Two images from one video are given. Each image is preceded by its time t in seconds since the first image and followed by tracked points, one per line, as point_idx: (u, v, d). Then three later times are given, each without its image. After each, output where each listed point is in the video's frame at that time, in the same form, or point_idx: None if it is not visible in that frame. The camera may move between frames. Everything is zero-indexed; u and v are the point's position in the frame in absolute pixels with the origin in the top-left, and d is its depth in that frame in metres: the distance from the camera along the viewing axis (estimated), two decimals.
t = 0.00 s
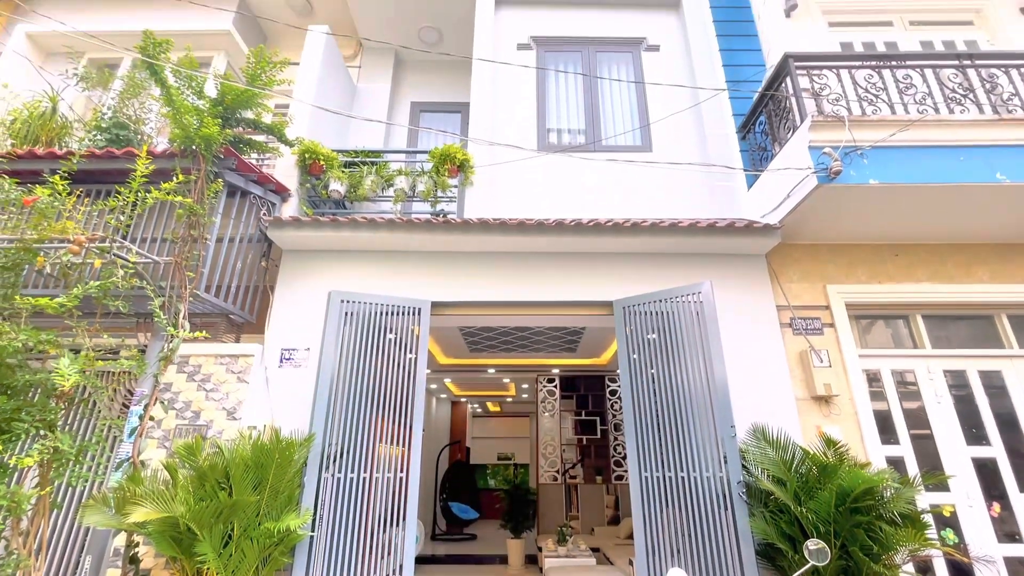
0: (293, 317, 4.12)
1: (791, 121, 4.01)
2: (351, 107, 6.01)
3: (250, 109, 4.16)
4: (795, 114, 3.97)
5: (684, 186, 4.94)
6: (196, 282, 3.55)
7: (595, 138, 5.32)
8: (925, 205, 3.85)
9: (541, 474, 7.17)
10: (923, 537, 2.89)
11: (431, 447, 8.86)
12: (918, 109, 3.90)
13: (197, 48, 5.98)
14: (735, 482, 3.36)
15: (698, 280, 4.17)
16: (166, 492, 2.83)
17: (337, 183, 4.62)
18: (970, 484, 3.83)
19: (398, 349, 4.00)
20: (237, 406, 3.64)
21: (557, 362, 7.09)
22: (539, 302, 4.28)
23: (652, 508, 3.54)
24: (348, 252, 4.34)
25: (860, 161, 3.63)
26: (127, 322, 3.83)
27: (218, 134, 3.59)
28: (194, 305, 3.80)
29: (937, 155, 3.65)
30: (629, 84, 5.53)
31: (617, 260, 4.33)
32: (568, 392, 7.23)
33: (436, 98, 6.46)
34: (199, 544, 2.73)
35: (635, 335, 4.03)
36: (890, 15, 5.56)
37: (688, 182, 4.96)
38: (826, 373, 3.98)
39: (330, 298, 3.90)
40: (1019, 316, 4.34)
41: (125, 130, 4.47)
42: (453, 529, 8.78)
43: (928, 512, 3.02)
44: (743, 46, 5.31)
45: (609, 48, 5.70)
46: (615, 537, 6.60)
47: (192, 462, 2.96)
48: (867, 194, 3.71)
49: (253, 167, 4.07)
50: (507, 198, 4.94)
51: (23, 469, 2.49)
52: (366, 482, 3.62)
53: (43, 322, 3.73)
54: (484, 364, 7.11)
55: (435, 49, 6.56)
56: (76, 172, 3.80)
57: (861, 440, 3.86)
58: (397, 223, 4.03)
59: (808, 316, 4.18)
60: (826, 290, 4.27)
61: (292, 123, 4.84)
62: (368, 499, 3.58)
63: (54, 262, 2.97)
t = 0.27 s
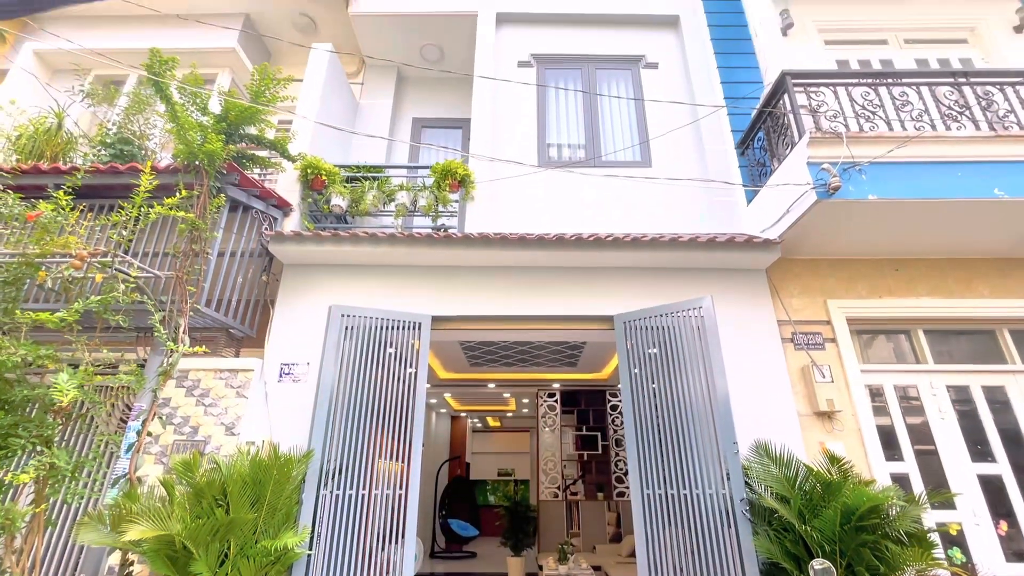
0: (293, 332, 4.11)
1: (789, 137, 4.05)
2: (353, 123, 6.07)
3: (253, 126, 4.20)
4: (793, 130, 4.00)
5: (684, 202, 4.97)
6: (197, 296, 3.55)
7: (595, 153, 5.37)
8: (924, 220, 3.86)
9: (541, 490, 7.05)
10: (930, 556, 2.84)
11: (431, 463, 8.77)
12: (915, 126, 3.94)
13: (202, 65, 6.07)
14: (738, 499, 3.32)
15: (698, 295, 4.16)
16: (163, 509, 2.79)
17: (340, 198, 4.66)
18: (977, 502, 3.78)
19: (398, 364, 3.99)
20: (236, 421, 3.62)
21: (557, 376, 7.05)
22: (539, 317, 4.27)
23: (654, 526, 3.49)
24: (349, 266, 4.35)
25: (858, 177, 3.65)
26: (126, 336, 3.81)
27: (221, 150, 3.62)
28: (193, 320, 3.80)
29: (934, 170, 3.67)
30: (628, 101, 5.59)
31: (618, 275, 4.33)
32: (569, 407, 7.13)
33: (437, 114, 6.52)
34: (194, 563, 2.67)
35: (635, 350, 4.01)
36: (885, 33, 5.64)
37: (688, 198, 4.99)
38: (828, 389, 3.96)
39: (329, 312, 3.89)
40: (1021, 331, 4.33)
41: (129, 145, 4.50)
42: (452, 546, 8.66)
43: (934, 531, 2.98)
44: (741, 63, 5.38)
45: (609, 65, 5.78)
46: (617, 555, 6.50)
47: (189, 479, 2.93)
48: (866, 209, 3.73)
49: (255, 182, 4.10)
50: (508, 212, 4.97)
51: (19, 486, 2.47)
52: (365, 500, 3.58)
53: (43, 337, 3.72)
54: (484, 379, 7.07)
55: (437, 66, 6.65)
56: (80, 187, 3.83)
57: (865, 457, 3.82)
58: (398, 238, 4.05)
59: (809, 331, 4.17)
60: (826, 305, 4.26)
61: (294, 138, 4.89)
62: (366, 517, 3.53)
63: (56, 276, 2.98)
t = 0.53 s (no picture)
0: (292, 350, 4.09)
1: (786, 157, 4.09)
2: (355, 143, 6.15)
3: (256, 145, 4.25)
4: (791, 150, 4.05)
5: (684, 220, 5.00)
6: (197, 314, 3.55)
7: (595, 172, 5.42)
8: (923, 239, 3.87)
9: (541, 510, 6.84)
10: None
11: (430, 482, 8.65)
12: (911, 146, 3.98)
13: (207, 85, 6.16)
14: (742, 521, 3.27)
15: (699, 313, 4.16)
16: (157, 531, 2.74)
17: (341, 216, 4.69)
18: (985, 524, 3.72)
19: (398, 382, 3.96)
20: (234, 440, 3.59)
21: (558, 394, 7.00)
22: (540, 335, 4.26)
23: (658, 549, 3.42)
24: (349, 284, 4.35)
25: (856, 196, 3.68)
26: (124, 354, 3.78)
27: (225, 168, 3.65)
28: (193, 338, 3.79)
29: (931, 190, 3.70)
30: (627, 121, 5.67)
31: (618, 293, 4.33)
32: (569, 425, 7.06)
33: (439, 134, 6.60)
34: None
35: (636, 369, 3.99)
36: (879, 55, 5.74)
37: (687, 217, 5.03)
38: (831, 408, 3.92)
39: (329, 330, 3.89)
40: None
41: (134, 164, 4.55)
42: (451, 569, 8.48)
43: (943, 555, 2.92)
44: (738, 84, 5.46)
45: (608, 86, 5.87)
46: None
47: (185, 499, 2.89)
48: (865, 228, 3.75)
49: (258, 200, 4.12)
50: (508, 231, 5.00)
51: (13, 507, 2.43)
52: (363, 521, 3.51)
53: (41, 354, 3.70)
54: (484, 397, 7.02)
55: (438, 87, 6.75)
56: (84, 205, 3.85)
57: (870, 478, 3.77)
58: (399, 256, 4.06)
59: (811, 349, 4.15)
60: (828, 323, 4.25)
61: (297, 157, 4.94)
62: (364, 539, 3.47)
63: (57, 294, 2.97)
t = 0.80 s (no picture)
0: (291, 363, 4.08)
1: (785, 170, 4.11)
2: (357, 157, 6.20)
3: (258, 158, 4.28)
4: (789, 164, 4.07)
5: (683, 233, 5.02)
6: (197, 327, 3.55)
7: (594, 186, 5.45)
8: (922, 252, 3.88)
9: (542, 525, 6.63)
10: None
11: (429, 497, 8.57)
12: (909, 160, 4.01)
13: (211, 100, 6.24)
14: (745, 537, 3.24)
15: (700, 326, 4.15)
16: (152, 547, 2.69)
17: (342, 229, 4.74)
18: (991, 540, 3.68)
19: (398, 396, 3.94)
20: (232, 454, 3.56)
21: (558, 407, 6.96)
22: (540, 347, 4.25)
23: (659, 566, 3.38)
24: (350, 297, 4.35)
25: (855, 210, 3.70)
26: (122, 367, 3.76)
27: (227, 182, 3.68)
28: (192, 351, 3.78)
29: (929, 203, 3.72)
30: (626, 136, 5.72)
31: (618, 306, 4.33)
32: (569, 439, 6.99)
33: (440, 148, 6.66)
34: None
35: (635, 383, 3.97)
36: (875, 71, 5.81)
37: (686, 230, 5.05)
38: (833, 422, 3.90)
39: (329, 343, 3.88)
40: None
41: (135, 178, 4.57)
42: None
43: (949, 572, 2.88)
44: (736, 99, 5.52)
45: (607, 101, 5.93)
46: None
47: (181, 515, 2.86)
48: (864, 242, 3.76)
49: (259, 213, 4.13)
50: (509, 244, 5.02)
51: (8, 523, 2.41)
52: (361, 537, 3.47)
53: (40, 367, 3.69)
54: (484, 410, 6.98)
55: (440, 101, 6.82)
56: (86, 218, 3.87)
57: (874, 492, 3.73)
58: (399, 268, 4.07)
59: (812, 362, 4.14)
60: (828, 336, 4.24)
61: (298, 171, 4.98)
62: (362, 556, 3.42)
63: (57, 307, 2.97)
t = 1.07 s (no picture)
0: (290, 379, 4.06)
1: (783, 187, 4.14)
2: (358, 173, 6.25)
3: (260, 175, 4.31)
4: (787, 180, 4.11)
5: (682, 249, 5.05)
6: (197, 342, 3.55)
7: (594, 202, 5.49)
8: (920, 268, 3.89)
9: (542, 544, 6.61)
10: None
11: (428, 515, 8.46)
12: (906, 177, 4.04)
13: (214, 117, 6.31)
14: (748, 557, 3.19)
15: (700, 342, 4.14)
16: (146, 567, 2.63)
17: (342, 244, 4.72)
18: (999, 560, 3.62)
19: (398, 413, 3.91)
20: (229, 471, 3.53)
21: (559, 424, 6.91)
22: (540, 363, 4.23)
23: None
24: (350, 312, 4.35)
25: (853, 226, 3.72)
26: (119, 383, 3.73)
27: (229, 198, 3.70)
28: (191, 366, 3.76)
29: (927, 220, 3.74)
30: (625, 153, 5.77)
31: (618, 321, 4.33)
32: (569, 456, 6.90)
33: (440, 164, 6.72)
34: None
35: (635, 400, 3.95)
36: (871, 89, 5.88)
37: (685, 245, 5.08)
38: (835, 439, 3.87)
39: (328, 359, 3.87)
40: None
41: (138, 194, 4.61)
42: None
43: None
44: (733, 116, 5.58)
45: (606, 118, 5.99)
46: None
47: (177, 533, 2.82)
48: (863, 258, 3.77)
49: (260, 229, 4.15)
50: (509, 259, 5.04)
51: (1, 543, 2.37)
52: (359, 556, 3.42)
53: (38, 384, 3.68)
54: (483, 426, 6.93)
55: (441, 119, 6.90)
56: (88, 234, 3.88)
57: (878, 511, 3.69)
58: (399, 284, 4.08)
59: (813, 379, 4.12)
60: (829, 352, 4.23)
61: (300, 187, 5.02)
62: None
63: (56, 322, 2.96)
